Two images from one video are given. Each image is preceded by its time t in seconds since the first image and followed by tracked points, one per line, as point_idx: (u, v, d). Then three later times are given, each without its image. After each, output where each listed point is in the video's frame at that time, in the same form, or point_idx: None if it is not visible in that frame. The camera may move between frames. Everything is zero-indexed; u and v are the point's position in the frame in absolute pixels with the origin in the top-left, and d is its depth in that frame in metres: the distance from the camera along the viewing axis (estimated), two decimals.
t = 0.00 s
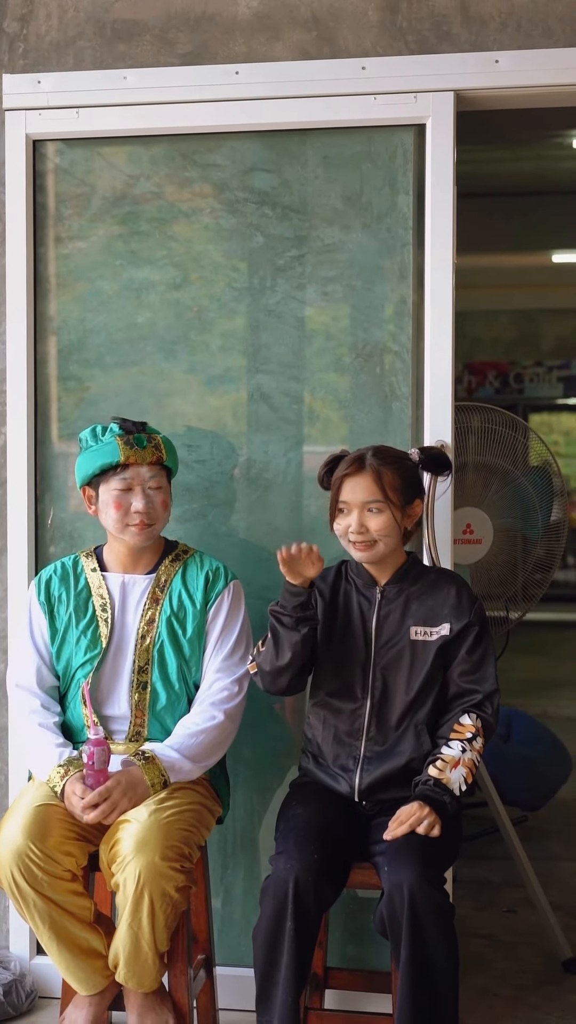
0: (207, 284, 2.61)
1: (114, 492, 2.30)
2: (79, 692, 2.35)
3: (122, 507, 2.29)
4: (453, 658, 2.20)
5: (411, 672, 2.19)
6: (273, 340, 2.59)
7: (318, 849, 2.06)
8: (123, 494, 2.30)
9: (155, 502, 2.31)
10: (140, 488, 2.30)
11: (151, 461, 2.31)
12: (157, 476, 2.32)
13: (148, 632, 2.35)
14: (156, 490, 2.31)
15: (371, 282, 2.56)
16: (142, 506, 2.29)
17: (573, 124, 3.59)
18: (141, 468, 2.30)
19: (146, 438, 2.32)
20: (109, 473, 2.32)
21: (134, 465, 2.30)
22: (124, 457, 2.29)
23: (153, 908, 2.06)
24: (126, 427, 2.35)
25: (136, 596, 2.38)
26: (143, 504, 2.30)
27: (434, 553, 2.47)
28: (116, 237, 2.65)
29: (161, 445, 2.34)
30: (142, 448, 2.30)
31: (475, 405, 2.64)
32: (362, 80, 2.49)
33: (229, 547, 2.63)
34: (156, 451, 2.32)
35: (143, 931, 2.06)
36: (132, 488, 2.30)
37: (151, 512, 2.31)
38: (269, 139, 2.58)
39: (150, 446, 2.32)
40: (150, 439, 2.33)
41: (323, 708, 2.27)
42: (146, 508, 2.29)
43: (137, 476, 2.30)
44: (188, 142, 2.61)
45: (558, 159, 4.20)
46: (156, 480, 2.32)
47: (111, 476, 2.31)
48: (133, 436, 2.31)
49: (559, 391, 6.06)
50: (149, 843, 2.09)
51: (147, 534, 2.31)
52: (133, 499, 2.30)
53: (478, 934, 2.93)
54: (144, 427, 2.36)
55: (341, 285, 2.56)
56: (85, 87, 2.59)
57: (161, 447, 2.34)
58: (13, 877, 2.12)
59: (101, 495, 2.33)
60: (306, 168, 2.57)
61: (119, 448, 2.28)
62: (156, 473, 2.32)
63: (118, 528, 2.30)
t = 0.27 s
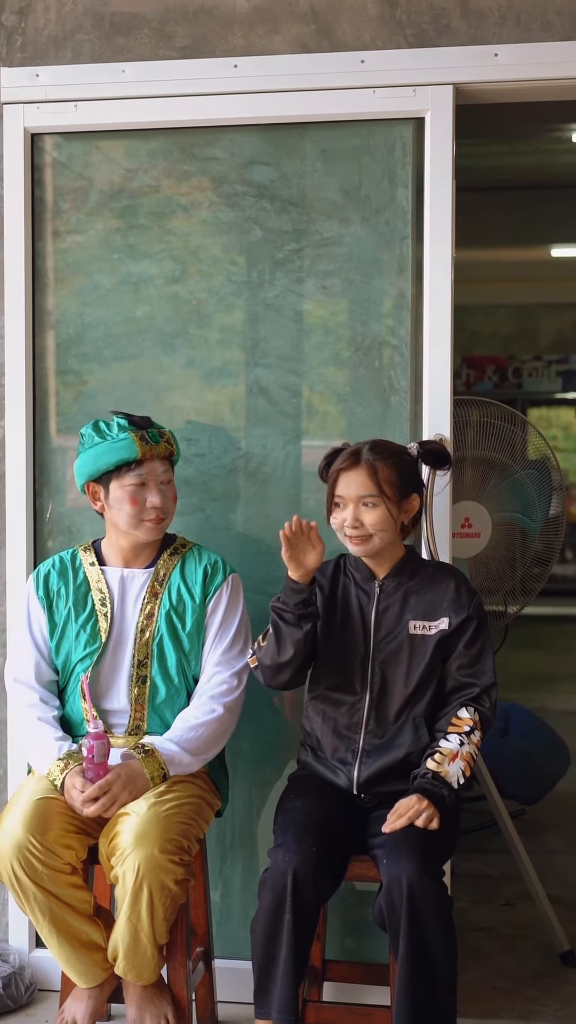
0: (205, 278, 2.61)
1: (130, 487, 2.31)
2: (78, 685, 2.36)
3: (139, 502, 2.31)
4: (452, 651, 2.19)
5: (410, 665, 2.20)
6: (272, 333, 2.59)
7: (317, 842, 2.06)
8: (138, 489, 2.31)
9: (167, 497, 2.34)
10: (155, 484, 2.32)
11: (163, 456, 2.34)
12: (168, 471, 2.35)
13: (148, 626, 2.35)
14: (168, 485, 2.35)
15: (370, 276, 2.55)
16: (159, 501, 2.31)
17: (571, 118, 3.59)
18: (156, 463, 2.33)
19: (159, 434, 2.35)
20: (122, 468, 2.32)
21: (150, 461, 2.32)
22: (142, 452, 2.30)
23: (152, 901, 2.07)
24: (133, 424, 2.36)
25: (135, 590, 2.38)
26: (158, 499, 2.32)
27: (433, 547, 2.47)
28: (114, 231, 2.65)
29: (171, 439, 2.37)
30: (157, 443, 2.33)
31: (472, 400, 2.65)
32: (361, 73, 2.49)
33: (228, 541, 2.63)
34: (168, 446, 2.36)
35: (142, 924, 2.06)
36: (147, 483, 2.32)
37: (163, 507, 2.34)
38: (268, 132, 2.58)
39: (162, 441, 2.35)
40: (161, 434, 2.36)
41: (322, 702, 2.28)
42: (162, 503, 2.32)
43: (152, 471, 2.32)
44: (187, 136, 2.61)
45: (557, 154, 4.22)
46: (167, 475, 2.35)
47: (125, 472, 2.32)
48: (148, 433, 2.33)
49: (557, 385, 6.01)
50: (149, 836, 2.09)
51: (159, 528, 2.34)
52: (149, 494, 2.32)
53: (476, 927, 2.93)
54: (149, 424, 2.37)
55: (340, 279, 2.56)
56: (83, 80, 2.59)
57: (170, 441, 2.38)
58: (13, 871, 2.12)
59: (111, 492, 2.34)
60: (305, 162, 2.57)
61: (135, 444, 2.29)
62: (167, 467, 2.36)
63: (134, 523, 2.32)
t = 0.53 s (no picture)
0: (204, 268, 2.61)
1: (136, 481, 2.31)
2: (78, 676, 2.36)
3: (145, 496, 2.31)
4: (452, 643, 2.20)
5: (410, 656, 2.20)
6: (271, 324, 2.59)
7: (315, 831, 2.07)
8: (143, 484, 2.32)
9: (172, 492, 2.35)
10: (160, 478, 2.33)
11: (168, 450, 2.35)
12: (172, 465, 2.36)
13: (146, 617, 2.35)
14: (172, 480, 2.36)
15: (369, 266, 2.55)
16: (163, 495, 2.32)
17: (569, 108, 3.59)
18: (161, 458, 2.34)
19: (164, 427, 2.35)
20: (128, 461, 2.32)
21: (156, 455, 2.33)
22: (149, 447, 2.30)
23: (151, 891, 2.07)
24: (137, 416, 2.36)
25: (134, 581, 2.38)
26: (163, 493, 2.33)
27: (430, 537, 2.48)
28: (113, 222, 2.64)
29: (174, 433, 2.38)
30: (162, 437, 2.34)
31: (471, 390, 2.66)
32: (359, 63, 2.49)
33: (226, 532, 2.63)
34: (172, 440, 2.37)
35: (140, 914, 2.07)
36: (152, 478, 2.33)
37: (168, 501, 2.35)
38: (266, 122, 2.58)
39: (167, 435, 2.36)
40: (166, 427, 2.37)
41: (321, 693, 2.28)
42: (166, 498, 2.33)
43: (158, 466, 2.33)
44: (185, 127, 2.61)
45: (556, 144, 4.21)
46: (171, 469, 2.36)
47: (132, 465, 2.32)
48: (154, 426, 2.33)
49: (555, 376, 6.08)
50: (149, 826, 2.10)
51: (162, 522, 2.35)
52: (154, 488, 2.33)
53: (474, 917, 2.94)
54: (151, 417, 2.37)
55: (339, 269, 2.56)
56: (81, 70, 2.58)
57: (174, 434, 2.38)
58: (12, 860, 2.13)
59: (116, 485, 2.34)
60: (303, 153, 2.57)
61: (143, 438, 2.30)
62: (171, 461, 2.37)
63: (139, 517, 2.32)
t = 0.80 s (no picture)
0: (218, 244, 2.45)
1: (124, 470, 2.15)
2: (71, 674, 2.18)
3: (134, 485, 2.15)
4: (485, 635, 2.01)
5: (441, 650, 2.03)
6: (289, 304, 2.43)
7: (306, 851, 1.91)
8: (132, 472, 2.15)
9: (161, 479, 2.19)
10: (148, 465, 2.17)
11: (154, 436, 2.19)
12: (160, 452, 2.20)
13: (140, 611, 2.17)
14: (161, 467, 2.19)
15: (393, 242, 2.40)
16: (153, 482, 2.16)
17: None
18: (148, 444, 2.17)
19: (149, 413, 2.19)
20: (113, 450, 2.16)
21: (143, 442, 2.16)
22: (136, 432, 2.14)
23: (168, 910, 1.91)
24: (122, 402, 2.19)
25: (124, 572, 2.20)
26: (153, 481, 2.17)
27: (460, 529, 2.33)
28: (120, 195, 2.48)
29: (160, 418, 2.22)
30: (148, 423, 2.17)
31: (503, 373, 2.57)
32: (383, 24, 2.33)
33: (241, 525, 2.47)
34: (159, 425, 2.20)
35: (156, 934, 1.91)
36: (141, 465, 2.16)
37: (158, 489, 2.18)
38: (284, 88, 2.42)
39: (153, 420, 2.19)
40: (151, 412, 2.20)
41: (342, 688, 2.11)
42: (155, 486, 2.17)
43: (146, 452, 2.17)
44: (196, 93, 2.44)
45: None
46: (160, 456, 2.20)
47: (118, 453, 2.15)
48: (138, 410, 2.17)
49: None
50: (163, 840, 1.94)
51: (152, 512, 2.19)
52: (142, 475, 2.16)
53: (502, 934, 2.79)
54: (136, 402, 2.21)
55: (361, 245, 2.40)
56: (86, 32, 2.42)
57: (159, 419, 2.22)
58: (15, 877, 1.97)
59: (103, 477, 2.17)
60: (324, 121, 2.41)
61: (129, 423, 2.13)
62: (158, 448, 2.20)
63: (129, 506, 2.16)
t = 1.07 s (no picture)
0: (228, 220, 2.28)
1: (124, 465, 1.98)
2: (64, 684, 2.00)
3: (134, 480, 1.98)
4: (530, 642, 1.86)
5: (478, 654, 1.85)
6: (304, 285, 2.26)
7: (311, 869, 1.74)
8: (132, 466, 1.99)
9: (164, 475, 2.02)
10: (151, 459, 2.00)
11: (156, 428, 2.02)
12: (162, 444, 2.03)
13: (141, 617, 2.00)
14: (164, 462, 2.03)
15: (417, 218, 2.23)
16: (155, 478, 2.00)
17: None
18: (149, 435, 2.00)
19: (151, 402, 2.02)
20: (111, 443, 1.99)
21: (144, 434, 1.99)
22: (138, 422, 1.97)
23: (164, 933, 1.74)
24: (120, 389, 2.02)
25: (122, 575, 2.03)
26: (155, 477, 2.00)
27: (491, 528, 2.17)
28: (122, 168, 2.31)
29: (162, 406, 2.05)
30: (150, 412, 2.00)
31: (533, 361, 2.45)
32: None
33: (253, 523, 2.30)
34: (162, 415, 2.03)
35: (151, 959, 1.73)
36: (142, 459, 2.00)
37: (160, 486, 2.02)
38: (300, 53, 2.25)
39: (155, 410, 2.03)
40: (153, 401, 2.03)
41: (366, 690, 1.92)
42: (158, 482, 2.00)
43: (148, 444, 2.00)
44: (205, 58, 2.27)
45: None
46: (162, 449, 2.03)
47: (117, 445, 1.99)
48: (139, 398, 2.00)
49: None
50: (158, 856, 1.77)
51: (154, 511, 2.02)
52: (144, 470, 2.00)
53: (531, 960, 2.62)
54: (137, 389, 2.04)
55: (383, 221, 2.23)
56: None
57: (161, 408, 2.05)
58: (3, 903, 1.79)
59: (101, 470, 2.00)
60: (343, 88, 2.24)
61: (130, 415, 1.96)
62: (161, 440, 2.03)
63: (129, 504, 1.99)
